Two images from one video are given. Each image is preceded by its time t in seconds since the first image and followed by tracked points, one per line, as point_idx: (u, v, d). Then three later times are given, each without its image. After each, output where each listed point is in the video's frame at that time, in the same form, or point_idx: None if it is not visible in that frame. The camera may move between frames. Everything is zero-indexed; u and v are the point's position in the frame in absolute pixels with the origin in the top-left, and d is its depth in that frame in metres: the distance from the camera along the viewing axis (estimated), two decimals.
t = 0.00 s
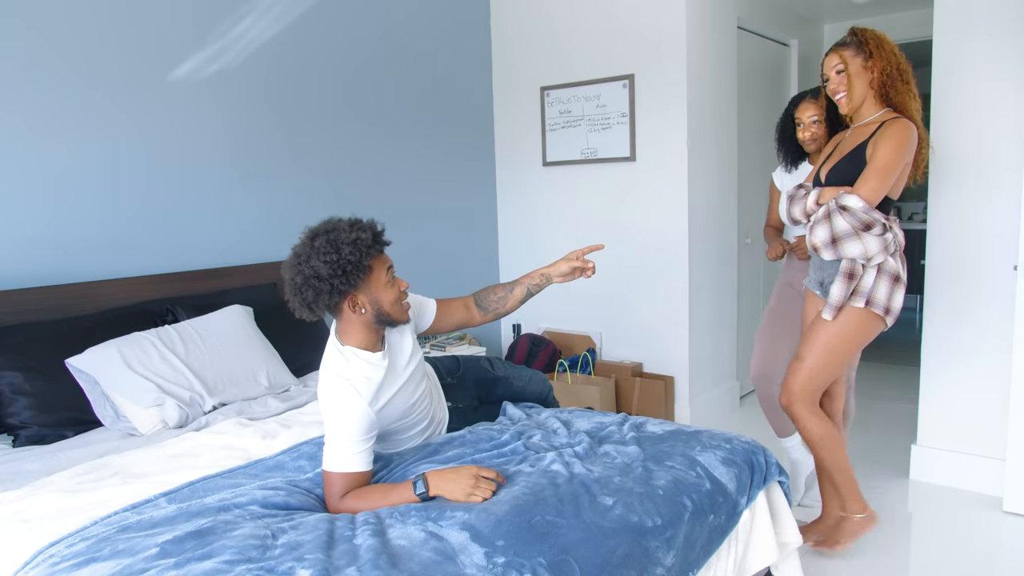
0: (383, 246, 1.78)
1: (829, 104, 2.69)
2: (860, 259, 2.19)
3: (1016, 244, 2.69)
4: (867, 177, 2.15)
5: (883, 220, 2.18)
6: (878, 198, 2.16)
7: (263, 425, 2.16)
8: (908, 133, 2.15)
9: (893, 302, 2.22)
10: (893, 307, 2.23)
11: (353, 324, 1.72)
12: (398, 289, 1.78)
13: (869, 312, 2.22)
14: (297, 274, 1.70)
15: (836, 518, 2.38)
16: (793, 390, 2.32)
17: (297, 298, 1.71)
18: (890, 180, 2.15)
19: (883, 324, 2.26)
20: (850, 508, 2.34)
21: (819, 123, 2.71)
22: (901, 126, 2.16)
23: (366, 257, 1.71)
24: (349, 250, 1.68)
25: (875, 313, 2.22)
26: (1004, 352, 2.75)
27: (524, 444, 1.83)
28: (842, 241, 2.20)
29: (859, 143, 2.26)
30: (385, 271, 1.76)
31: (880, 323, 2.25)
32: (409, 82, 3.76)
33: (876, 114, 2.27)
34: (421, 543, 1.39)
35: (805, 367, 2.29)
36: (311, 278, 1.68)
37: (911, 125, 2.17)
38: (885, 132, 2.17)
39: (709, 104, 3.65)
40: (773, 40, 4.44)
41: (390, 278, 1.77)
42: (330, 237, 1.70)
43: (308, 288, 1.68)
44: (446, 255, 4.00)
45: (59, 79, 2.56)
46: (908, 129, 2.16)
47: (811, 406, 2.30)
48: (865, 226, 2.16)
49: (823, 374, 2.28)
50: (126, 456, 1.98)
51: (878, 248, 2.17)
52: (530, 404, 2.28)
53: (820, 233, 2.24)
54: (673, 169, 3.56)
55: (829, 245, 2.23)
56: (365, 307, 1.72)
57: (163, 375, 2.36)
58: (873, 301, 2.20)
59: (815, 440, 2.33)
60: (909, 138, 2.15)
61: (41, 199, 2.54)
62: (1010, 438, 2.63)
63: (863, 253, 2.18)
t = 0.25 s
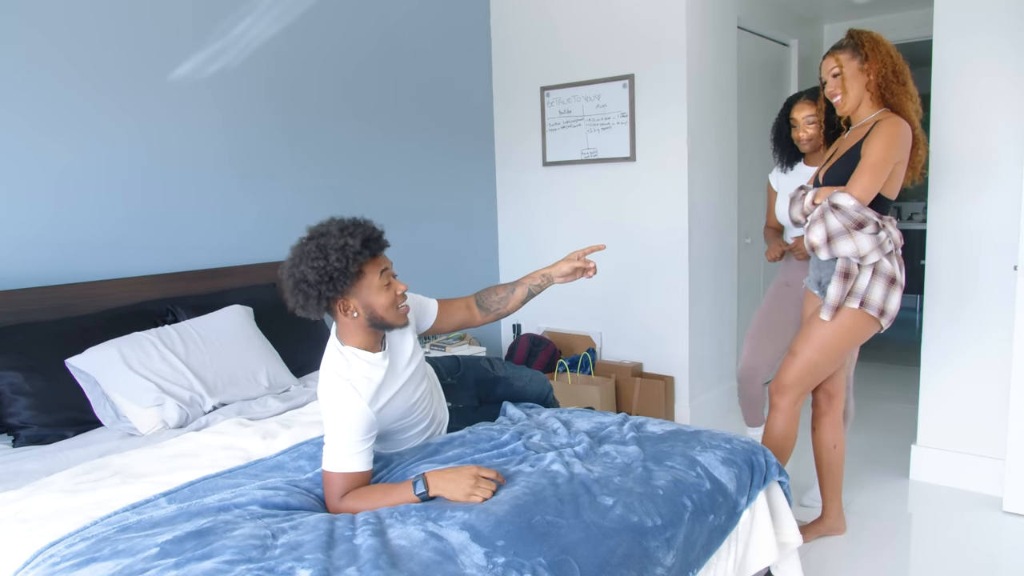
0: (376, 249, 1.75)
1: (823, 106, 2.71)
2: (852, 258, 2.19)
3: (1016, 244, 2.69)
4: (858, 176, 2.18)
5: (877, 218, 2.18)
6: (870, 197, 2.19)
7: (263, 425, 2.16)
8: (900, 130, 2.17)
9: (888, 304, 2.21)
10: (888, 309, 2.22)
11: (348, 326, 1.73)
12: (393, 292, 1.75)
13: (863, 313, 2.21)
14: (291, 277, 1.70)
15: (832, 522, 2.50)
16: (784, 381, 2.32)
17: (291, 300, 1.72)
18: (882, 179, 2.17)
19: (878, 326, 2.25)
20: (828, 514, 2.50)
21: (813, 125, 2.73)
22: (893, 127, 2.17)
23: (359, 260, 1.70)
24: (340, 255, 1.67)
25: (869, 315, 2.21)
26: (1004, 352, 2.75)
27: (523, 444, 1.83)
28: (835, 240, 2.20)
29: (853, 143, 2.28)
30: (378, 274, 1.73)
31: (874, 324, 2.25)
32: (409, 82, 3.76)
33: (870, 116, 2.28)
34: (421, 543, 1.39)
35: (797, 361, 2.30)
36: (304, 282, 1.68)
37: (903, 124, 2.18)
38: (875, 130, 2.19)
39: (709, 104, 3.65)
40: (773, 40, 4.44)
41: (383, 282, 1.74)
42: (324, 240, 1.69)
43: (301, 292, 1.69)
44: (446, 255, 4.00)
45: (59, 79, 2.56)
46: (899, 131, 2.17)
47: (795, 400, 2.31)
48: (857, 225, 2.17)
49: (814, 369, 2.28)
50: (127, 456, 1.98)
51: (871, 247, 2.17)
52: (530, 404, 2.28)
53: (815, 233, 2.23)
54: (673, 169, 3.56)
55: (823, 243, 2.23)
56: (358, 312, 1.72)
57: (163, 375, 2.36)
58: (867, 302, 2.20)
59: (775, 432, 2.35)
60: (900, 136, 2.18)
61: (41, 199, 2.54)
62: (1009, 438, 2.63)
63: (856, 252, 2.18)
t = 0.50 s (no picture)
0: (344, 265, 1.68)
1: (810, 107, 2.74)
2: (842, 257, 2.20)
3: (1016, 244, 2.69)
4: (851, 175, 2.18)
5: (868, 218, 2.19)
6: (864, 197, 2.18)
7: (264, 425, 2.16)
8: (896, 130, 2.17)
9: (884, 304, 2.21)
10: (884, 309, 2.21)
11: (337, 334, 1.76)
12: (361, 312, 1.68)
13: (859, 314, 2.21)
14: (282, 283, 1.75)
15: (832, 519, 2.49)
16: (785, 382, 2.34)
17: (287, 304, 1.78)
18: (875, 179, 2.17)
19: (878, 326, 2.25)
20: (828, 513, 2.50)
21: (801, 126, 2.74)
22: (889, 128, 2.16)
23: (336, 272, 1.68)
24: (315, 267, 1.66)
25: (865, 315, 2.21)
26: (1004, 352, 2.75)
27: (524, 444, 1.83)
28: (825, 239, 2.22)
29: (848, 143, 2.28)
30: (348, 291, 1.69)
31: (870, 324, 2.25)
32: (409, 82, 3.76)
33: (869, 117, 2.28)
34: (421, 543, 1.39)
35: (796, 362, 2.31)
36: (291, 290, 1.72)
37: (899, 124, 2.18)
38: (870, 130, 2.19)
39: (709, 104, 3.65)
40: (773, 40, 4.43)
41: (351, 300, 1.68)
42: (306, 250, 1.69)
43: (290, 298, 1.74)
44: (447, 256, 4.00)
45: (59, 79, 2.56)
46: (895, 131, 2.17)
47: (798, 401, 2.32)
48: (847, 225, 2.18)
49: (813, 367, 2.28)
50: (127, 456, 1.98)
51: (860, 246, 2.18)
52: (530, 404, 2.28)
53: (808, 232, 2.25)
54: (673, 169, 3.56)
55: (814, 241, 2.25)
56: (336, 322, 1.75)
57: (163, 375, 2.36)
58: (862, 302, 2.20)
59: (787, 437, 2.36)
60: (896, 137, 2.17)
61: (41, 199, 2.54)
62: (1010, 438, 2.63)
63: (845, 251, 2.19)
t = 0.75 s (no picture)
0: (347, 267, 1.69)
1: (788, 107, 2.77)
2: (843, 256, 2.20)
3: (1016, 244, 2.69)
4: (855, 176, 2.17)
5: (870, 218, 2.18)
6: (867, 198, 2.17)
7: (263, 425, 2.16)
8: (902, 132, 2.16)
9: (889, 305, 2.21)
10: (889, 310, 2.21)
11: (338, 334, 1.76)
12: (361, 313, 1.68)
13: (864, 316, 2.22)
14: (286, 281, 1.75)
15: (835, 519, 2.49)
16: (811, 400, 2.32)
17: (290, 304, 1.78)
18: (879, 182, 2.16)
19: (884, 327, 2.25)
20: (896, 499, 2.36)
21: (779, 126, 2.77)
22: (895, 130, 2.16)
23: (340, 273, 1.68)
24: (319, 267, 1.67)
25: (870, 317, 2.22)
26: (1004, 352, 2.75)
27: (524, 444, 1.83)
28: (826, 238, 2.22)
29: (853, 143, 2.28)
30: (350, 292, 1.69)
31: (876, 326, 2.25)
32: (409, 82, 3.76)
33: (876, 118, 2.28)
34: (421, 543, 1.39)
35: (818, 377, 2.30)
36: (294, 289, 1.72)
37: (905, 125, 2.17)
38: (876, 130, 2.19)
39: (709, 104, 3.65)
40: (774, 40, 4.43)
41: (353, 301, 1.69)
42: (311, 250, 1.69)
43: (292, 297, 1.74)
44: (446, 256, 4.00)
45: (59, 79, 2.56)
46: (901, 134, 2.16)
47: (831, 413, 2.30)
48: (849, 224, 2.18)
49: (838, 380, 2.28)
50: (127, 456, 1.98)
51: (861, 246, 2.18)
52: (530, 404, 2.28)
53: (808, 231, 2.25)
54: (673, 169, 3.56)
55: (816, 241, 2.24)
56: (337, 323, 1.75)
57: (163, 375, 2.36)
58: (866, 305, 2.20)
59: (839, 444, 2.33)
60: (902, 140, 2.16)
61: (42, 199, 2.54)
62: (1009, 438, 2.63)
63: (846, 251, 2.19)
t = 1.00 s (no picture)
0: (362, 265, 1.69)
1: (770, 110, 2.76)
2: (868, 259, 2.25)
3: (1016, 244, 2.69)
4: (875, 178, 2.20)
5: (892, 220, 2.23)
6: (888, 200, 2.21)
7: (264, 425, 2.16)
8: (922, 133, 2.18)
9: (917, 301, 2.28)
10: (917, 307, 2.28)
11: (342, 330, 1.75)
12: (370, 312, 1.68)
13: (892, 316, 2.29)
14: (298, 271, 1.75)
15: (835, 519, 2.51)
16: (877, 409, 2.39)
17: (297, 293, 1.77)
18: (899, 184, 2.19)
19: (915, 325, 2.32)
20: (920, 509, 2.47)
21: (760, 129, 2.77)
22: (914, 133, 2.18)
23: (356, 270, 1.69)
24: (336, 262, 1.67)
25: (901, 316, 2.29)
26: (1005, 352, 2.75)
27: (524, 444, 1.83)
28: (849, 241, 2.26)
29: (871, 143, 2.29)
30: (361, 290, 1.69)
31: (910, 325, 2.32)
32: (409, 82, 3.76)
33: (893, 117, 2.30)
34: (422, 543, 1.39)
35: (880, 386, 2.35)
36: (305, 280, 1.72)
37: (924, 127, 2.19)
38: (896, 132, 2.20)
39: (709, 104, 3.65)
40: (774, 40, 4.43)
41: (363, 300, 1.69)
42: (329, 243, 1.69)
43: (302, 288, 1.74)
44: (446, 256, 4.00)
45: (59, 79, 2.56)
46: (921, 135, 2.18)
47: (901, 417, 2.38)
48: (873, 226, 2.22)
49: (896, 387, 2.35)
50: (127, 456, 1.98)
51: (886, 247, 2.23)
52: (530, 404, 2.28)
53: (830, 234, 2.30)
54: (673, 169, 3.56)
55: (840, 244, 2.28)
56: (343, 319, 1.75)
57: (163, 375, 2.36)
58: (894, 305, 2.27)
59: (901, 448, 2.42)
60: (922, 142, 2.18)
61: (42, 199, 2.54)
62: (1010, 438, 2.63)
63: (871, 253, 2.24)
